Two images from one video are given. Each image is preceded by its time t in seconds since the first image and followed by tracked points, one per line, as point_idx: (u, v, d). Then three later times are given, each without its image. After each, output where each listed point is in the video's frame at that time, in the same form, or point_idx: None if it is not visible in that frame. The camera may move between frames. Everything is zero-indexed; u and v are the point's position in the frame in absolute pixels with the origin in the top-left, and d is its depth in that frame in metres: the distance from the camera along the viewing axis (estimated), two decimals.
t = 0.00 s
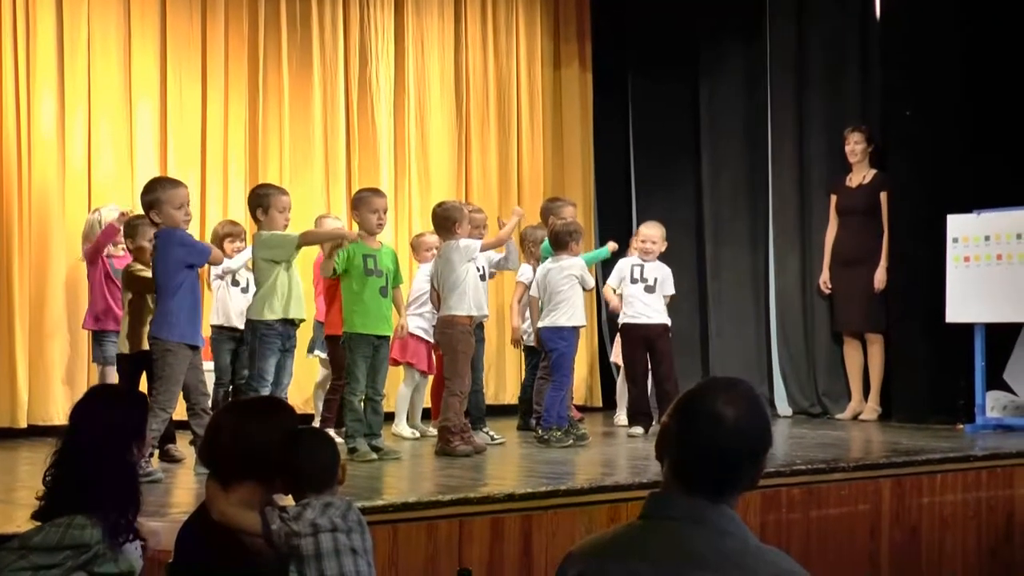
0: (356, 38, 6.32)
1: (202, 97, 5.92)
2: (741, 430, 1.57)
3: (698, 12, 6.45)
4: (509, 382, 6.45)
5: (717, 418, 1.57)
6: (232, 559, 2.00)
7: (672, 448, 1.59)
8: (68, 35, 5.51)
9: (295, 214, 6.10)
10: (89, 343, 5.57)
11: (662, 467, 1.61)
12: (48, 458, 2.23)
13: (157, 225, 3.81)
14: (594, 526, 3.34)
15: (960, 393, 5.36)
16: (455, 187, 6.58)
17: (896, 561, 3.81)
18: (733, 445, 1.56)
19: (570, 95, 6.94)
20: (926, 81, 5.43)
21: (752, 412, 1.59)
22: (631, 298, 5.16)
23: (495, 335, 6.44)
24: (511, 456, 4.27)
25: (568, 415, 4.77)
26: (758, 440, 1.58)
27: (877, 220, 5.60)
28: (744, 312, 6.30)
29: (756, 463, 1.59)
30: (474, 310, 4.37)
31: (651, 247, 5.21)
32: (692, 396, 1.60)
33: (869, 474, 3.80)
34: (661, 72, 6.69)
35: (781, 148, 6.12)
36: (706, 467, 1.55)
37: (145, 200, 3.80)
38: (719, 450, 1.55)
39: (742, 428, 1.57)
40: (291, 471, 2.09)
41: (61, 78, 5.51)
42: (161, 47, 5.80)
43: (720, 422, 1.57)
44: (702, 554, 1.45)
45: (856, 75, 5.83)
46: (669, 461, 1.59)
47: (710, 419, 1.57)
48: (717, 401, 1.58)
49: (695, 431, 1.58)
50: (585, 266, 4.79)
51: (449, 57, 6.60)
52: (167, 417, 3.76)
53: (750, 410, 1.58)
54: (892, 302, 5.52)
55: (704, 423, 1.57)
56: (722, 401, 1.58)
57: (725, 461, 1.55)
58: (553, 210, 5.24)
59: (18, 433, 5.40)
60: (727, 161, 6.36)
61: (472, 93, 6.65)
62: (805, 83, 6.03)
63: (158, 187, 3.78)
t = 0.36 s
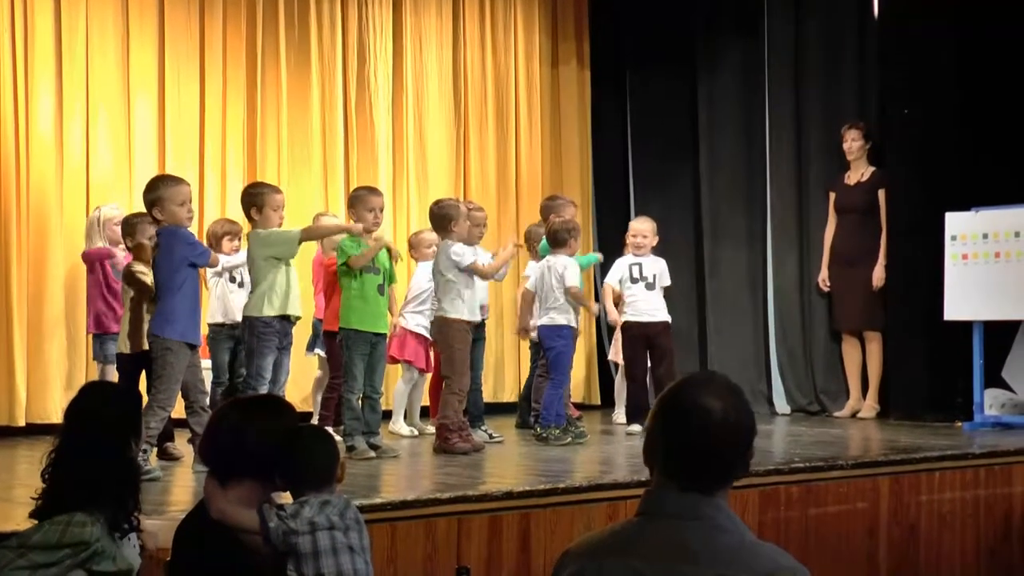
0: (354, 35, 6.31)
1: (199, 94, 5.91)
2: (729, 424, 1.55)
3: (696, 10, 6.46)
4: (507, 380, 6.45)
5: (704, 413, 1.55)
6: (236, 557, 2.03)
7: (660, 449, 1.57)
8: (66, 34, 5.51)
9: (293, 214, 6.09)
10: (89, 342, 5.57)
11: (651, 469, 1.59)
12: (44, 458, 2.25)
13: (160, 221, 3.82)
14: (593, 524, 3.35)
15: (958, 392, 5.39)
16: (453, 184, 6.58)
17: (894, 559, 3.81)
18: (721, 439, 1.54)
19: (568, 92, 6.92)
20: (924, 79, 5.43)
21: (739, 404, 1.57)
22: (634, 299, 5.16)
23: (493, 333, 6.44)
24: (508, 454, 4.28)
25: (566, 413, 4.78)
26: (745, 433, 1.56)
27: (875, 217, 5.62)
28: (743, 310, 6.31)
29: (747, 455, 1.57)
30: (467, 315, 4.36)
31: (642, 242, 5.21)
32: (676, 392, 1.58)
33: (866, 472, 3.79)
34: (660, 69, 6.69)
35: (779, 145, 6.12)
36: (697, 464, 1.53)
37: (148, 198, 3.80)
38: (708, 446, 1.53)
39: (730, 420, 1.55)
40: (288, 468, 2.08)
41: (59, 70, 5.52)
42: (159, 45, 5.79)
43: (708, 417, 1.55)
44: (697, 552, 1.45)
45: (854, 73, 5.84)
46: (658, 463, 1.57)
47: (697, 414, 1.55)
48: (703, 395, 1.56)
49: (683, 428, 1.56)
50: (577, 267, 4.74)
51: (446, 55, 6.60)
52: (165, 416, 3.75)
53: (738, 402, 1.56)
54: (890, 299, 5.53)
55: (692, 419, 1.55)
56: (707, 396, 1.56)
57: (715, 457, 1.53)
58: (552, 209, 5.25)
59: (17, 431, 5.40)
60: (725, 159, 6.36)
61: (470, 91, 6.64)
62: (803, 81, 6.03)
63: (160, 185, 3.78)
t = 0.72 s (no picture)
0: (353, 34, 6.31)
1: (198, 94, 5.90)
2: (724, 422, 1.55)
3: (695, 10, 6.46)
4: (506, 380, 6.45)
5: (700, 412, 1.55)
6: (234, 555, 2.05)
7: (657, 450, 1.56)
8: (65, 34, 5.51)
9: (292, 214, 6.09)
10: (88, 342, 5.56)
11: (648, 470, 1.58)
12: (44, 457, 2.25)
13: (165, 220, 3.82)
14: (592, 522, 3.35)
15: (957, 390, 5.39)
16: (452, 183, 6.58)
17: (893, 558, 3.81)
18: (716, 437, 1.54)
19: (567, 90, 6.92)
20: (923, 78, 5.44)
21: (734, 403, 1.57)
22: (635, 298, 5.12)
23: (492, 333, 6.44)
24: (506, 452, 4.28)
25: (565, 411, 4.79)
26: (740, 431, 1.56)
27: (874, 217, 5.63)
28: (742, 310, 6.31)
29: (743, 452, 1.57)
30: (453, 320, 4.32)
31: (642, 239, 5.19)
32: (671, 392, 1.58)
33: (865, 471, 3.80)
34: (659, 68, 6.68)
35: (778, 144, 6.12)
36: (694, 464, 1.52)
37: (153, 195, 3.79)
38: (704, 446, 1.53)
39: (726, 418, 1.55)
40: (288, 468, 2.07)
41: (59, 66, 5.52)
42: (158, 44, 5.78)
43: (703, 416, 1.54)
44: (695, 551, 1.45)
45: (853, 72, 5.84)
46: (655, 464, 1.56)
47: (693, 414, 1.55)
48: (697, 394, 1.56)
49: (679, 427, 1.55)
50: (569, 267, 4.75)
51: (445, 54, 6.60)
52: (163, 415, 3.75)
53: (733, 401, 1.56)
54: (888, 298, 5.54)
55: (688, 419, 1.55)
56: (701, 395, 1.56)
57: (712, 457, 1.53)
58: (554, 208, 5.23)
59: (16, 430, 5.40)
60: (723, 158, 6.36)
61: (469, 90, 6.64)
62: (802, 80, 6.03)
63: (165, 183, 3.77)
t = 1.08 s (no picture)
0: (353, 34, 6.31)
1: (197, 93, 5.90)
2: (729, 422, 1.56)
3: (695, 9, 6.43)
4: (505, 379, 6.46)
5: (705, 412, 1.55)
6: (237, 554, 2.00)
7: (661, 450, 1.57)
8: (64, 34, 5.51)
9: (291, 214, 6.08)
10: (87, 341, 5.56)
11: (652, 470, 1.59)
12: (42, 456, 2.24)
13: (167, 219, 3.80)
14: (591, 522, 3.34)
15: (957, 390, 5.39)
16: (451, 183, 6.58)
17: (893, 558, 3.81)
18: (720, 437, 1.55)
19: (566, 89, 6.91)
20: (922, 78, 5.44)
21: (739, 402, 1.57)
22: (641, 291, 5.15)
23: (491, 333, 6.45)
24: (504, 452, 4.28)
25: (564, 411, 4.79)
26: (745, 431, 1.57)
27: (873, 216, 5.63)
28: (742, 310, 6.30)
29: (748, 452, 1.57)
30: (450, 318, 4.31)
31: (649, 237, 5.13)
32: (675, 392, 1.58)
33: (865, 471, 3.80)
34: (658, 67, 6.68)
35: (778, 144, 6.12)
36: (699, 463, 1.53)
37: (154, 194, 3.78)
38: (710, 445, 1.54)
39: (731, 418, 1.56)
40: (288, 468, 2.10)
41: (58, 67, 5.52)
42: (157, 44, 5.78)
43: (707, 416, 1.55)
44: (695, 551, 1.45)
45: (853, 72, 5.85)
46: (659, 463, 1.57)
47: (698, 414, 1.56)
48: (702, 394, 1.57)
49: (683, 427, 1.56)
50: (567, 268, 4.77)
51: (445, 54, 6.59)
52: (162, 413, 3.76)
53: (737, 400, 1.57)
54: (888, 298, 5.54)
55: (693, 418, 1.56)
56: (706, 394, 1.57)
57: (718, 456, 1.54)
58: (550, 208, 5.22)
59: (15, 429, 5.40)
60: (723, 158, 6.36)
61: (468, 90, 6.64)
62: (802, 80, 6.03)
63: (166, 181, 3.77)
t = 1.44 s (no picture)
0: (353, 35, 6.31)
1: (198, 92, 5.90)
2: (733, 425, 1.56)
3: (695, 9, 6.45)
4: (505, 380, 6.46)
5: (709, 415, 1.56)
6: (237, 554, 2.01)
7: (666, 451, 1.58)
8: (64, 33, 5.51)
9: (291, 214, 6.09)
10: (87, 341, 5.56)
11: (656, 471, 1.60)
12: (42, 456, 2.24)
13: (166, 218, 3.81)
14: (591, 523, 3.34)
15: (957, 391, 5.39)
16: (451, 184, 6.58)
17: (893, 558, 3.81)
18: (725, 440, 1.56)
19: (567, 90, 6.92)
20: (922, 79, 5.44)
21: (743, 405, 1.58)
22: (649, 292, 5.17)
23: (492, 334, 6.45)
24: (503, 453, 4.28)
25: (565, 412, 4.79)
26: (750, 433, 1.58)
27: (873, 216, 5.63)
28: (741, 310, 6.30)
29: (751, 457, 1.58)
30: (446, 319, 4.32)
31: (662, 238, 5.21)
32: (681, 395, 1.59)
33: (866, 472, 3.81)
34: (658, 68, 6.68)
35: (778, 145, 6.12)
36: (703, 465, 1.54)
37: (154, 194, 3.79)
38: (713, 448, 1.55)
39: (734, 423, 1.57)
40: (290, 469, 2.09)
41: (58, 68, 5.52)
42: (157, 45, 5.78)
43: (712, 418, 1.56)
44: (696, 553, 1.45)
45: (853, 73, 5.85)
46: (664, 465, 1.58)
47: (702, 416, 1.57)
48: (708, 397, 1.58)
49: (688, 430, 1.57)
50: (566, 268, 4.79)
51: (445, 54, 6.59)
52: (162, 412, 3.77)
53: (742, 403, 1.58)
54: (887, 298, 5.54)
55: (698, 420, 1.57)
56: (711, 397, 1.58)
57: (721, 459, 1.55)
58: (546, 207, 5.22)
59: (15, 430, 5.40)
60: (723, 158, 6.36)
61: (469, 91, 6.64)
62: (802, 80, 6.03)
63: (166, 182, 3.76)
